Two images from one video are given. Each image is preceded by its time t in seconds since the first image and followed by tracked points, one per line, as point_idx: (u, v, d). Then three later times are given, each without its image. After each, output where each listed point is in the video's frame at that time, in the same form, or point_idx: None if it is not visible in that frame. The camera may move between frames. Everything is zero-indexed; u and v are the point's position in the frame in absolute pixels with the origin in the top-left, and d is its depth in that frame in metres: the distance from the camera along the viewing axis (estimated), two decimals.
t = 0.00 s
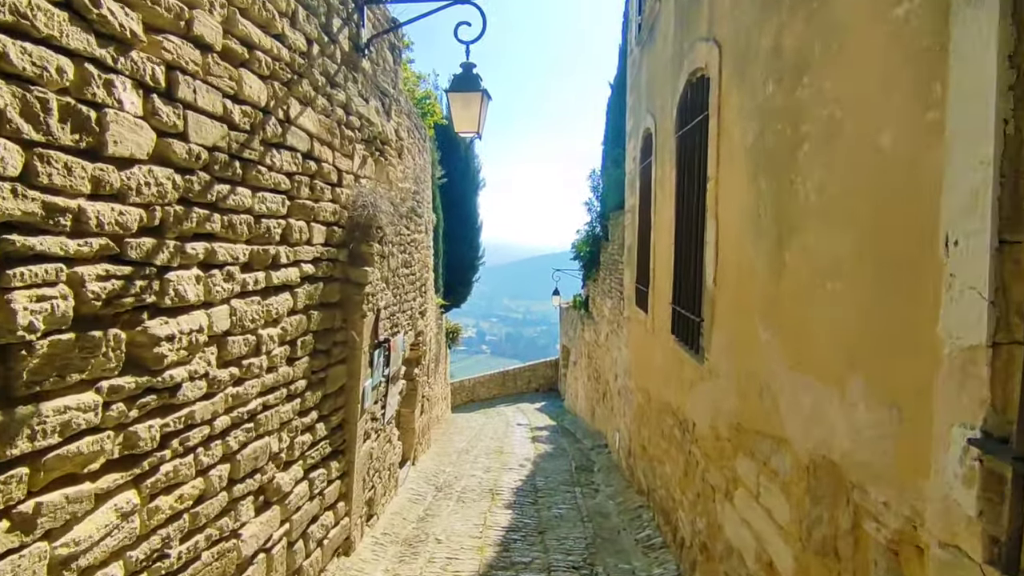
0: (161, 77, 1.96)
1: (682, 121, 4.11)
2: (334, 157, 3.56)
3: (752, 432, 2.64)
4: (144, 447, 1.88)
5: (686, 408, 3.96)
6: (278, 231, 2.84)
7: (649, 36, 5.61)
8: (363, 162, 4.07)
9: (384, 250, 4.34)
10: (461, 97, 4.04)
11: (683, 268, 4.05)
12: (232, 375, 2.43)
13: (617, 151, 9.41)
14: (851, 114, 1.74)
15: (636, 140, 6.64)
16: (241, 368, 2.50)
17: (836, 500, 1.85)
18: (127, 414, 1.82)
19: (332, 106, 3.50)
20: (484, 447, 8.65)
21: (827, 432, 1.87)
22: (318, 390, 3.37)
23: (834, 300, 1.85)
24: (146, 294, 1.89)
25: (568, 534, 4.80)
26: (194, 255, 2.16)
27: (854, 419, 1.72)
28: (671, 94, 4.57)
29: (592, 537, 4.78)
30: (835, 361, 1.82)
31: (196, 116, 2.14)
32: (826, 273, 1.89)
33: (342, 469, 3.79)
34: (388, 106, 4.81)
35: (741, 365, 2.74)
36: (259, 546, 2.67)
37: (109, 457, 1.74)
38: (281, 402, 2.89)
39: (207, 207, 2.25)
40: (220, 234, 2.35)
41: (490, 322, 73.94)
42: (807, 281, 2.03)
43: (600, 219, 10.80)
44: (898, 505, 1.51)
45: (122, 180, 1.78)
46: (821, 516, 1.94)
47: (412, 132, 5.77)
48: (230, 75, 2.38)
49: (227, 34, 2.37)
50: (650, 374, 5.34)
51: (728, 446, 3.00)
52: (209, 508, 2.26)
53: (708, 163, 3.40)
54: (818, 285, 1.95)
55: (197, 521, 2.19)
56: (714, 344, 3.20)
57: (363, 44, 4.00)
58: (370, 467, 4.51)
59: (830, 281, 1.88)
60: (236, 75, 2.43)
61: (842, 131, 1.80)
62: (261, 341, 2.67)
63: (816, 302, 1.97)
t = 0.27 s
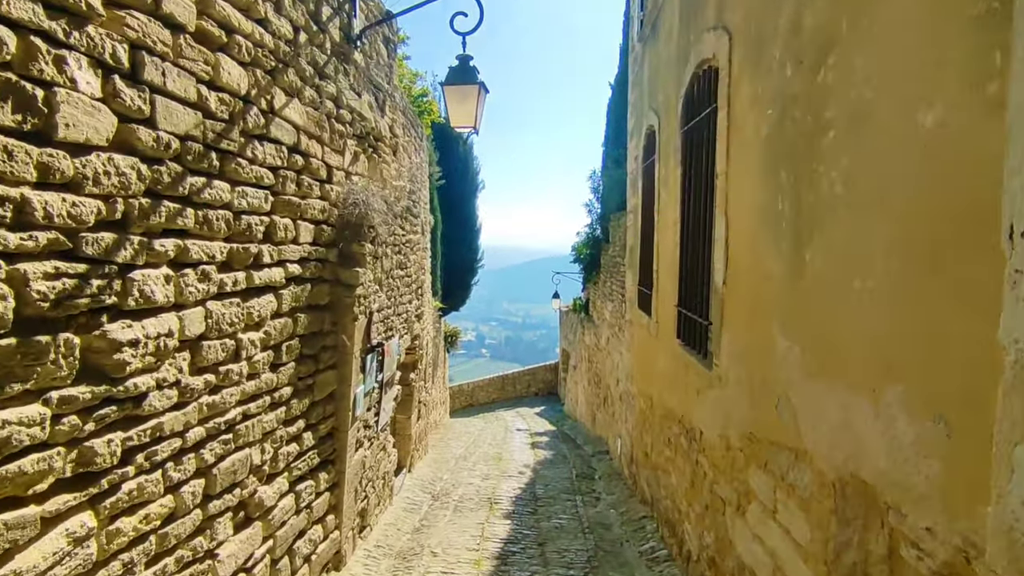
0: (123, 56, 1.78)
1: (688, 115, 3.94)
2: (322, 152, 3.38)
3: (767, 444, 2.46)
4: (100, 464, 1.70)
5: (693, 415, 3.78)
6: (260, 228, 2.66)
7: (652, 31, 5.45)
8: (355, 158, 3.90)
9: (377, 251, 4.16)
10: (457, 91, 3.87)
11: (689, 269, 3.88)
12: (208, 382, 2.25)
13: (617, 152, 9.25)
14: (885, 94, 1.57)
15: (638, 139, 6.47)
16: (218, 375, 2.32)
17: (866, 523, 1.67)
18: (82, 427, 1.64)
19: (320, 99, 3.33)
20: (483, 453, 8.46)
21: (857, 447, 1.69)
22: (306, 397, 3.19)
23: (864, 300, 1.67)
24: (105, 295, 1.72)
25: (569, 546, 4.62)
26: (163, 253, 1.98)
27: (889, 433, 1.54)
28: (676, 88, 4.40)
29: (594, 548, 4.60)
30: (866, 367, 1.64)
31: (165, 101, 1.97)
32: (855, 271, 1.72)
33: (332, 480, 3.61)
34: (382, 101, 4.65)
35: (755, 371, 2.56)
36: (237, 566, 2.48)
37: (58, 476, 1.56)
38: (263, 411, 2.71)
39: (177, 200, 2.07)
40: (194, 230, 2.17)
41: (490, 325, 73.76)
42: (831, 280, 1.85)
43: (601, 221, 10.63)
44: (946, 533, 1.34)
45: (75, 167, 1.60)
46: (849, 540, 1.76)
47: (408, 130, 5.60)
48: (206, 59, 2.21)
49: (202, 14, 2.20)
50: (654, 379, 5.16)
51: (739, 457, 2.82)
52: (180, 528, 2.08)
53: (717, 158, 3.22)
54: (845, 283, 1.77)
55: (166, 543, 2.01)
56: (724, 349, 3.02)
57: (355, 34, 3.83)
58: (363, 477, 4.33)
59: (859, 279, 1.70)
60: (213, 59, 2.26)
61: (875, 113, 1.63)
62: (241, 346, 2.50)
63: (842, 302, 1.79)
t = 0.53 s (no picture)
0: (82, 28, 1.62)
1: (696, 108, 3.79)
2: (311, 145, 3.23)
3: (783, 453, 2.30)
4: (51, 478, 1.54)
5: (700, 421, 3.62)
6: (241, 222, 2.50)
7: (655, 25, 5.31)
8: (347, 153, 3.75)
9: (370, 250, 4.01)
10: (453, 83, 3.72)
11: (696, 268, 3.73)
12: (181, 387, 2.08)
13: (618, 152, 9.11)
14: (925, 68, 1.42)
15: (640, 137, 6.31)
16: (193, 379, 2.16)
17: (899, 544, 1.51)
18: (29, 437, 1.48)
19: (309, 89, 3.18)
20: (481, 459, 8.29)
21: (890, 458, 1.53)
22: (293, 402, 3.03)
23: (901, 296, 1.53)
24: (56, 290, 1.56)
25: (570, 556, 4.44)
26: (128, 246, 1.82)
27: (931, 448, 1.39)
28: (681, 82, 4.25)
29: (596, 559, 4.42)
30: (903, 370, 1.49)
31: (131, 81, 1.81)
32: (890, 264, 1.57)
33: (321, 489, 3.44)
34: (377, 95, 4.50)
35: (770, 374, 2.41)
36: None
37: None
38: (244, 418, 2.54)
39: (146, 189, 1.91)
40: (165, 222, 2.02)
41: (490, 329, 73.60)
42: (860, 275, 1.71)
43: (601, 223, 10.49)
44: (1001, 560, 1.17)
45: (22, 148, 1.45)
46: (880, 561, 1.59)
47: (404, 127, 5.45)
48: (179, 37, 2.05)
49: None
50: (658, 383, 5.00)
51: (751, 466, 2.65)
52: (147, 546, 1.91)
53: (727, 151, 3.07)
54: (877, 279, 1.63)
55: (131, 562, 1.84)
56: (735, 351, 2.87)
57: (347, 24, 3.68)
58: (355, 485, 4.16)
59: (895, 273, 1.56)
60: (188, 39, 2.10)
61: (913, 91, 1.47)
62: (219, 348, 2.33)
63: (873, 298, 1.65)
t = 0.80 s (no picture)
0: None
1: (701, 99, 3.64)
2: (297, 135, 3.07)
3: (800, 461, 2.13)
4: None
5: (706, 426, 3.45)
6: (218, 213, 2.35)
7: (657, 18, 5.17)
8: (336, 146, 3.60)
9: (361, 248, 3.85)
10: (448, 73, 3.56)
11: (702, 265, 3.57)
12: (148, 389, 1.92)
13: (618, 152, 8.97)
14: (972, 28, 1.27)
15: (642, 134, 6.16)
16: (162, 380, 1.99)
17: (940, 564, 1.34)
18: None
19: (295, 76, 3.03)
20: (479, 464, 8.11)
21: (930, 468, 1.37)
22: (276, 405, 2.87)
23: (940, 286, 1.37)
24: None
25: (570, 566, 4.27)
26: (85, 233, 1.66)
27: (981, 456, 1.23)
28: (685, 73, 4.10)
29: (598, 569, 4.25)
30: (947, 370, 1.34)
31: (89, 53, 1.65)
32: (926, 252, 1.41)
33: (308, 497, 3.27)
34: (370, 87, 4.35)
35: (783, 374, 2.25)
36: None
37: None
38: (221, 422, 2.37)
39: (107, 172, 1.75)
40: (131, 210, 1.86)
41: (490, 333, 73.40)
42: (889, 265, 1.55)
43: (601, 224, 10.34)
44: None
45: None
46: None
47: (399, 123, 5.30)
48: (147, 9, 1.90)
49: None
50: (661, 387, 4.83)
51: (763, 474, 2.48)
52: (106, 562, 1.75)
53: (735, 140, 2.92)
54: (909, 268, 1.47)
55: None
56: (743, 350, 2.72)
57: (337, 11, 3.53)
58: (346, 493, 3.99)
59: (931, 262, 1.40)
60: (157, 12, 1.94)
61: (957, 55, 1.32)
62: (193, 347, 2.17)
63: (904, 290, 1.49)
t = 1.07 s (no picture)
0: None
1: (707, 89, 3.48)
2: (281, 124, 2.91)
3: (820, 470, 1.96)
4: None
5: (713, 431, 3.28)
6: (191, 202, 2.19)
7: (659, 10, 5.02)
8: (325, 138, 3.44)
9: (352, 245, 3.69)
10: (442, 61, 3.41)
11: (709, 262, 3.41)
12: (108, 391, 1.76)
13: (619, 152, 8.82)
14: None
15: (644, 130, 6.01)
16: (124, 382, 1.83)
17: None
18: None
19: (279, 62, 2.87)
20: (477, 470, 7.93)
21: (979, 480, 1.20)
22: (258, 409, 2.70)
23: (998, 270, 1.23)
24: None
25: None
26: (31, 217, 1.50)
27: None
28: (689, 64, 3.95)
29: None
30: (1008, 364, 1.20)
31: (36, 18, 1.49)
32: (979, 233, 1.27)
33: (294, 506, 3.10)
34: (362, 80, 4.19)
35: (800, 374, 2.09)
36: None
37: None
38: (195, 428, 2.21)
39: (59, 151, 1.59)
40: (89, 195, 1.70)
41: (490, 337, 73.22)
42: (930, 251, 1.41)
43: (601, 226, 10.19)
44: None
45: None
46: None
47: (393, 118, 5.14)
48: None
49: None
50: (664, 390, 4.67)
51: (778, 483, 2.32)
52: None
53: (745, 128, 2.76)
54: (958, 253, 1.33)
55: None
56: (754, 349, 2.56)
57: None
58: (336, 502, 3.81)
59: (985, 245, 1.26)
60: None
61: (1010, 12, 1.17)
62: (161, 346, 2.01)
63: (949, 277, 1.35)
